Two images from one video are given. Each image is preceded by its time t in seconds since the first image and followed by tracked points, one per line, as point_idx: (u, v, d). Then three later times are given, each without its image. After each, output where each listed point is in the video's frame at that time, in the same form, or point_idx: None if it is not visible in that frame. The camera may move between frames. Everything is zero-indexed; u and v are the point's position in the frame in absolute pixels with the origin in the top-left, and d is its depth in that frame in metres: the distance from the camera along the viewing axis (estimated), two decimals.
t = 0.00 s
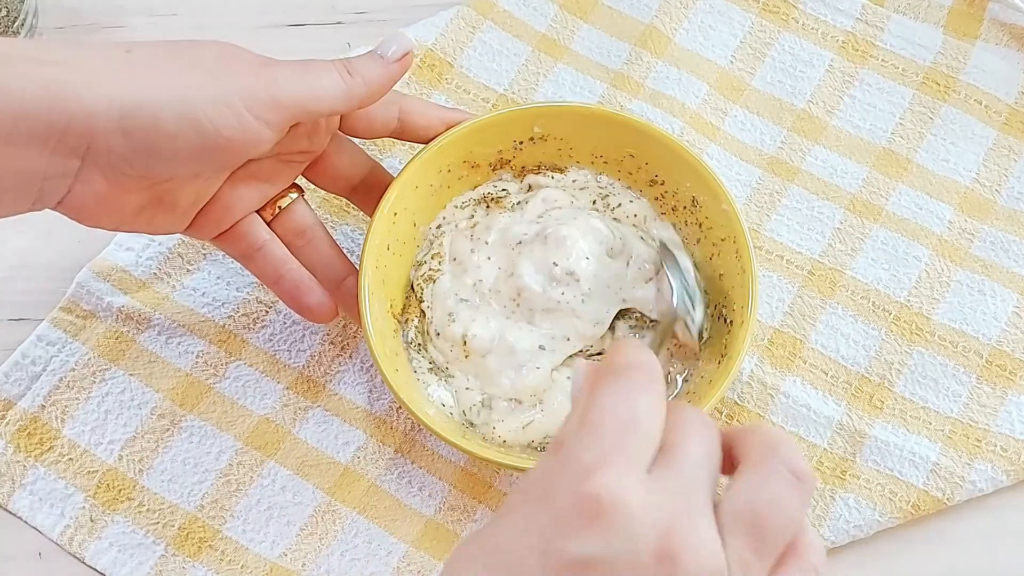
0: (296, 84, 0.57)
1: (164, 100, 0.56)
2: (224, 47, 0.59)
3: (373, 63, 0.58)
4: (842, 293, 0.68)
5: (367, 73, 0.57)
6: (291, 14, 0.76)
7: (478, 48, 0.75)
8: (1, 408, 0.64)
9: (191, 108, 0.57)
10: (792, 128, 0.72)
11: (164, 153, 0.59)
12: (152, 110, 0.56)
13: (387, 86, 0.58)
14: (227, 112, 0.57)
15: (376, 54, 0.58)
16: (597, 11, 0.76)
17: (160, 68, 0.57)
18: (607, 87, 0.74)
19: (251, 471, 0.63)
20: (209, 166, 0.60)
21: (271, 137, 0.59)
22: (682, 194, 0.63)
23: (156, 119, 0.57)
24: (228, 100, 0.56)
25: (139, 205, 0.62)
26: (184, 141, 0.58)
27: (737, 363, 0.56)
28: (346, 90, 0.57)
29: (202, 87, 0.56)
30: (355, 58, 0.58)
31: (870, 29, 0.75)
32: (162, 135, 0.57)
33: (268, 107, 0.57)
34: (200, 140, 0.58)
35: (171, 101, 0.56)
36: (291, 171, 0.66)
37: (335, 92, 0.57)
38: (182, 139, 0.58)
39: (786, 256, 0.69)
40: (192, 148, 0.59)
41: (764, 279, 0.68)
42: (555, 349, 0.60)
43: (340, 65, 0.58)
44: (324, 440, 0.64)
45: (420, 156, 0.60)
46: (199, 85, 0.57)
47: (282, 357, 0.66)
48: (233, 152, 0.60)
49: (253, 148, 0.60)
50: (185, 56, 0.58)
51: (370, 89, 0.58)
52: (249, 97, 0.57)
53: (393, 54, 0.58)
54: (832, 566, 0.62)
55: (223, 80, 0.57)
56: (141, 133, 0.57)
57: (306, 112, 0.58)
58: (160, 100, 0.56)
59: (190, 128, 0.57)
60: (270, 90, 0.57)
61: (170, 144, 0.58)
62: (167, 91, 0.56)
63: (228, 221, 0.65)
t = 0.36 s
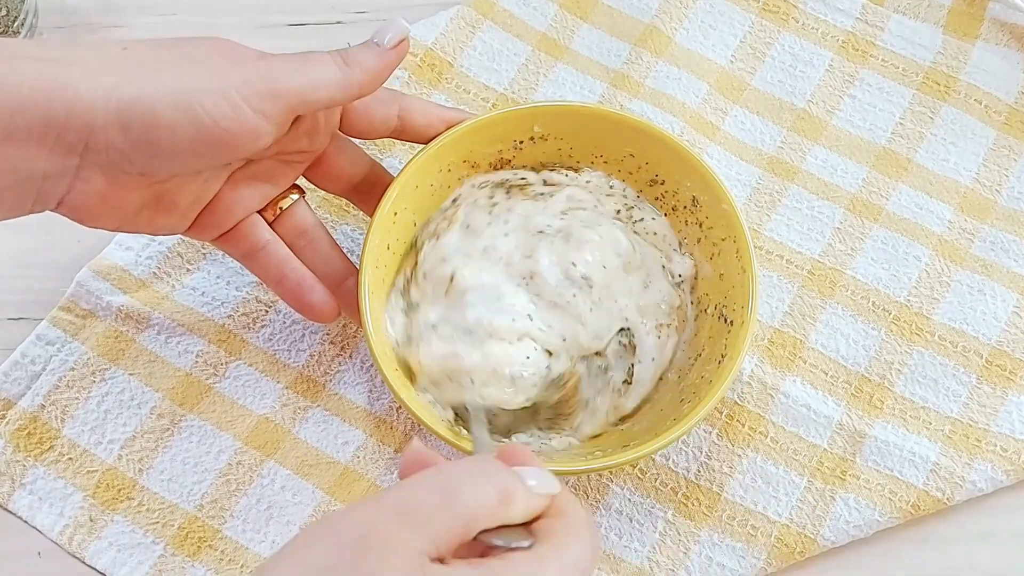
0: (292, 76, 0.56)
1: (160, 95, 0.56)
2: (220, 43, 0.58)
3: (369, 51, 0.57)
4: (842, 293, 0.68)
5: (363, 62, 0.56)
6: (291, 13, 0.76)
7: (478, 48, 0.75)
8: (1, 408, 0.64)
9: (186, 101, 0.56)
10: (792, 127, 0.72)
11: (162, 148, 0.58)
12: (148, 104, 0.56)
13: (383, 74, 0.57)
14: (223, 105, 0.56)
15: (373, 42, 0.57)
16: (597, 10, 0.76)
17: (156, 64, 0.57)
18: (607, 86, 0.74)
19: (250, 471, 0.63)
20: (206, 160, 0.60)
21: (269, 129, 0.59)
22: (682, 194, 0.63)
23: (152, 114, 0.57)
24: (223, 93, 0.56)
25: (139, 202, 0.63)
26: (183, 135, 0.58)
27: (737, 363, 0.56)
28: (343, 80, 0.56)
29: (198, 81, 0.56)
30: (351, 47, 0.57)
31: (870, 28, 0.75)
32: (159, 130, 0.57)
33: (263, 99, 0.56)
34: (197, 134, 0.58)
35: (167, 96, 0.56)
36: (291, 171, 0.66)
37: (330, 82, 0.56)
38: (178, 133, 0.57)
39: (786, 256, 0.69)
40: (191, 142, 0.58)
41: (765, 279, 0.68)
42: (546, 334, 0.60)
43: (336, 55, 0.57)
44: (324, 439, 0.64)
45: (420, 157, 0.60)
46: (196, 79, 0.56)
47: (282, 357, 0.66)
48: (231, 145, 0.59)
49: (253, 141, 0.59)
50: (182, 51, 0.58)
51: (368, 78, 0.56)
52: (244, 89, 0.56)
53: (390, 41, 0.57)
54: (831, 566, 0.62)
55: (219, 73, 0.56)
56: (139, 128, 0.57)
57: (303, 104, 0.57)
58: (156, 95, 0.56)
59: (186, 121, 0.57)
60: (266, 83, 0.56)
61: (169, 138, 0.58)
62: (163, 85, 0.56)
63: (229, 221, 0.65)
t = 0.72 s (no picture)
0: (289, 72, 0.56)
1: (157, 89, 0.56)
2: (216, 39, 0.58)
3: (366, 47, 0.57)
4: (842, 293, 0.68)
5: (360, 58, 0.56)
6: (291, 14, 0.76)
7: (478, 48, 0.75)
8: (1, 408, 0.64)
9: (184, 96, 0.56)
10: (792, 127, 0.72)
11: (160, 143, 0.59)
12: (145, 99, 0.56)
13: (381, 71, 0.58)
14: (220, 99, 0.56)
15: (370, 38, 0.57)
16: (597, 11, 0.76)
17: (154, 60, 0.57)
18: (607, 86, 0.74)
19: (250, 472, 0.63)
20: (206, 155, 0.60)
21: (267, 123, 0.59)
22: (682, 194, 0.63)
23: (151, 110, 0.57)
24: (222, 88, 0.56)
25: (138, 198, 0.63)
26: (182, 133, 0.58)
27: (737, 363, 0.56)
28: (340, 76, 0.56)
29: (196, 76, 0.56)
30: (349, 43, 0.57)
31: (870, 29, 0.75)
32: (157, 124, 0.57)
33: (260, 93, 0.56)
34: (195, 129, 0.58)
35: (165, 90, 0.56)
36: (290, 171, 0.66)
37: (328, 78, 0.56)
38: (177, 128, 0.58)
39: (786, 256, 0.69)
40: (189, 139, 0.59)
41: (764, 279, 0.68)
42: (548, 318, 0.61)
43: (333, 50, 0.57)
44: (324, 439, 0.64)
45: (419, 158, 0.60)
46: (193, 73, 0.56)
47: (282, 357, 0.66)
48: (229, 140, 0.59)
49: (251, 137, 0.60)
50: (178, 47, 0.58)
51: (365, 74, 0.57)
52: (242, 84, 0.56)
53: (388, 37, 0.57)
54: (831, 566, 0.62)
55: (217, 68, 0.56)
56: (137, 123, 0.57)
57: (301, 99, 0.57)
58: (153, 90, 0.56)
59: (184, 117, 0.57)
60: (263, 78, 0.56)
61: (167, 134, 0.58)
62: (161, 80, 0.56)
63: (227, 221, 0.65)
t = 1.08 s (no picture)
0: (289, 65, 0.56)
1: (159, 84, 0.56)
2: (215, 36, 0.58)
3: (365, 40, 0.57)
4: (842, 293, 0.68)
5: (360, 50, 0.56)
6: (291, 14, 0.76)
7: (478, 48, 0.75)
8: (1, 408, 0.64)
9: (185, 90, 0.56)
10: (792, 128, 0.73)
11: (162, 138, 0.59)
12: (147, 94, 0.56)
13: (381, 63, 0.58)
14: (221, 94, 0.56)
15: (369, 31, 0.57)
16: (597, 11, 0.76)
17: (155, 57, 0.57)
18: (607, 87, 0.74)
19: (250, 472, 0.63)
20: (206, 151, 0.60)
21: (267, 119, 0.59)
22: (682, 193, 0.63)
23: (153, 106, 0.57)
24: (223, 82, 0.56)
25: (138, 194, 0.63)
26: (184, 127, 0.58)
27: (738, 362, 0.56)
28: (339, 68, 0.56)
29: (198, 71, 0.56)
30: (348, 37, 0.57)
31: (869, 28, 0.75)
32: (158, 119, 0.57)
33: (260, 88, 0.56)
34: (195, 124, 0.58)
35: (167, 84, 0.56)
36: (291, 169, 0.66)
37: (328, 72, 0.56)
38: (179, 123, 0.58)
39: (786, 256, 0.69)
40: (189, 134, 0.59)
41: (764, 279, 0.68)
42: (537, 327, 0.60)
43: (333, 43, 0.57)
44: (324, 439, 0.64)
45: (420, 157, 0.60)
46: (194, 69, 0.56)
47: (282, 357, 0.66)
48: (229, 135, 0.59)
49: (251, 130, 0.59)
50: (179, 42, 0.58)
51: (365, 66, 0.57)
52: (244, 79, 0.56)
53: (387, 30, 0.57)
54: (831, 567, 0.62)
55: (217, 63, 0.57)
56: (139, 118, 0.57)
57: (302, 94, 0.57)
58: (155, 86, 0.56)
59: (186, 112, 0.57)
60: (263, 73, 0.56)
61: (168, 129, 0.58)
62: (162, 76, 0.56)
63: (228, 220, 0.65)
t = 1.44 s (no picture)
0: (290, 60, 0.56)
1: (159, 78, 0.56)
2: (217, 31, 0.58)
3: (366, 33, 0.57)
4: (842, 293, 0.68)
5: (359, 44, 0.56)
6: (291, 14, 0.76)
7: (478, 48, 0.75)
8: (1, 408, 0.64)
9: (185, 84, 0.56)
10: (792, 128, 0.73)
11: (163, 134, 0.59)
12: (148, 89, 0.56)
13: (381, 57, 0.58)
14: (222, 89, 0.56)
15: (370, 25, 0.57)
16: (597, 11, 0.76)
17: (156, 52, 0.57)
18: (607, 87, 0.74)
19: (251, 471, 0.63)
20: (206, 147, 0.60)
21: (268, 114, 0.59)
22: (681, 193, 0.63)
23: (154, 101, 0.57)
24: (224, 77, 0.56)
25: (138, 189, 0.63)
26: (182, 122, 0.58)
27: (738, 361, 0.56)
28: (339, 61, 0.56)
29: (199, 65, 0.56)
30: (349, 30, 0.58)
31: (869, 29, 0.75)
32: (159, 113, 0.57)
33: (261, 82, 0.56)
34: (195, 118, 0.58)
35: (168, 79, 0.56)
36: (291, 166, 0.67)
37: (327, 65, 0.56)
38: (179, 117, 0.58)
39: (786, 256, 0.69)
40: (189, 128, 0.59)
41: (765, 279, 0.68)
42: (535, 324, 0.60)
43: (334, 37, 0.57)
44: (324, 439, 0.64)
45: (420, 158, 0.60)
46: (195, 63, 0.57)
47: (283, 357, 0.66)
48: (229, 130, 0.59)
49: (252, 126, 0.59)
50: (180, 40, 0.58)
51: (365, 60, 0.57)
52: (245, 73, 0.56)
53: (387, 24, 0.57)
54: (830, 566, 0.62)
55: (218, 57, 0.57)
56: (140, 113, 0.57)
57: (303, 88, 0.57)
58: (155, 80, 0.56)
59: (186, 106, 0.57)
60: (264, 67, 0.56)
61: (169, 123, 0.58)
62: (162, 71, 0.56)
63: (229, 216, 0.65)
